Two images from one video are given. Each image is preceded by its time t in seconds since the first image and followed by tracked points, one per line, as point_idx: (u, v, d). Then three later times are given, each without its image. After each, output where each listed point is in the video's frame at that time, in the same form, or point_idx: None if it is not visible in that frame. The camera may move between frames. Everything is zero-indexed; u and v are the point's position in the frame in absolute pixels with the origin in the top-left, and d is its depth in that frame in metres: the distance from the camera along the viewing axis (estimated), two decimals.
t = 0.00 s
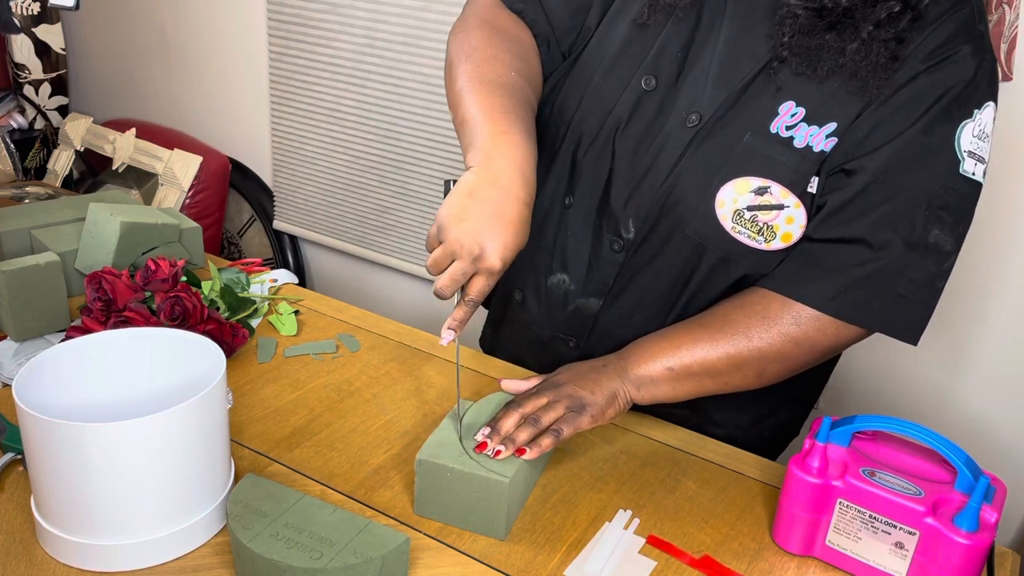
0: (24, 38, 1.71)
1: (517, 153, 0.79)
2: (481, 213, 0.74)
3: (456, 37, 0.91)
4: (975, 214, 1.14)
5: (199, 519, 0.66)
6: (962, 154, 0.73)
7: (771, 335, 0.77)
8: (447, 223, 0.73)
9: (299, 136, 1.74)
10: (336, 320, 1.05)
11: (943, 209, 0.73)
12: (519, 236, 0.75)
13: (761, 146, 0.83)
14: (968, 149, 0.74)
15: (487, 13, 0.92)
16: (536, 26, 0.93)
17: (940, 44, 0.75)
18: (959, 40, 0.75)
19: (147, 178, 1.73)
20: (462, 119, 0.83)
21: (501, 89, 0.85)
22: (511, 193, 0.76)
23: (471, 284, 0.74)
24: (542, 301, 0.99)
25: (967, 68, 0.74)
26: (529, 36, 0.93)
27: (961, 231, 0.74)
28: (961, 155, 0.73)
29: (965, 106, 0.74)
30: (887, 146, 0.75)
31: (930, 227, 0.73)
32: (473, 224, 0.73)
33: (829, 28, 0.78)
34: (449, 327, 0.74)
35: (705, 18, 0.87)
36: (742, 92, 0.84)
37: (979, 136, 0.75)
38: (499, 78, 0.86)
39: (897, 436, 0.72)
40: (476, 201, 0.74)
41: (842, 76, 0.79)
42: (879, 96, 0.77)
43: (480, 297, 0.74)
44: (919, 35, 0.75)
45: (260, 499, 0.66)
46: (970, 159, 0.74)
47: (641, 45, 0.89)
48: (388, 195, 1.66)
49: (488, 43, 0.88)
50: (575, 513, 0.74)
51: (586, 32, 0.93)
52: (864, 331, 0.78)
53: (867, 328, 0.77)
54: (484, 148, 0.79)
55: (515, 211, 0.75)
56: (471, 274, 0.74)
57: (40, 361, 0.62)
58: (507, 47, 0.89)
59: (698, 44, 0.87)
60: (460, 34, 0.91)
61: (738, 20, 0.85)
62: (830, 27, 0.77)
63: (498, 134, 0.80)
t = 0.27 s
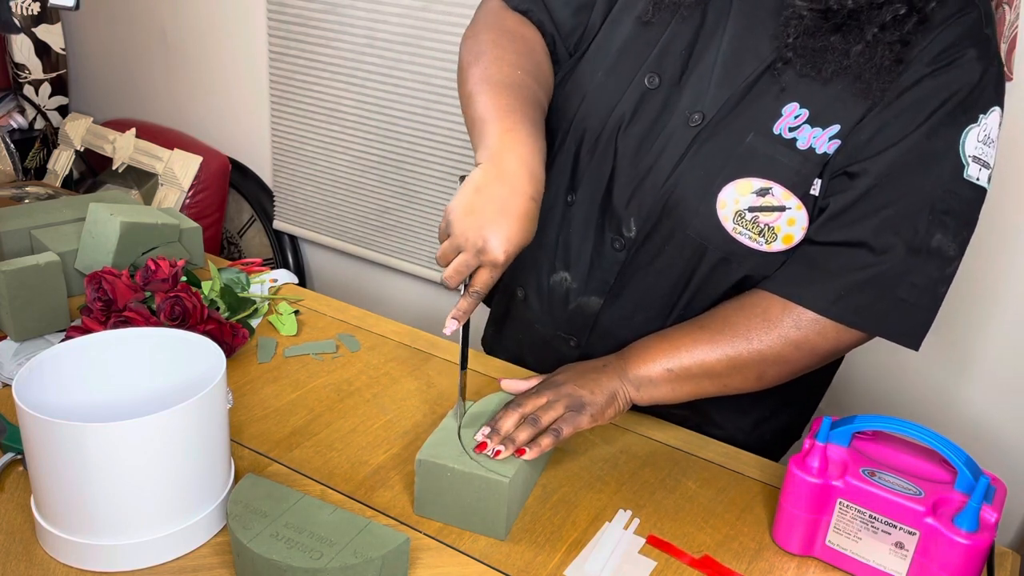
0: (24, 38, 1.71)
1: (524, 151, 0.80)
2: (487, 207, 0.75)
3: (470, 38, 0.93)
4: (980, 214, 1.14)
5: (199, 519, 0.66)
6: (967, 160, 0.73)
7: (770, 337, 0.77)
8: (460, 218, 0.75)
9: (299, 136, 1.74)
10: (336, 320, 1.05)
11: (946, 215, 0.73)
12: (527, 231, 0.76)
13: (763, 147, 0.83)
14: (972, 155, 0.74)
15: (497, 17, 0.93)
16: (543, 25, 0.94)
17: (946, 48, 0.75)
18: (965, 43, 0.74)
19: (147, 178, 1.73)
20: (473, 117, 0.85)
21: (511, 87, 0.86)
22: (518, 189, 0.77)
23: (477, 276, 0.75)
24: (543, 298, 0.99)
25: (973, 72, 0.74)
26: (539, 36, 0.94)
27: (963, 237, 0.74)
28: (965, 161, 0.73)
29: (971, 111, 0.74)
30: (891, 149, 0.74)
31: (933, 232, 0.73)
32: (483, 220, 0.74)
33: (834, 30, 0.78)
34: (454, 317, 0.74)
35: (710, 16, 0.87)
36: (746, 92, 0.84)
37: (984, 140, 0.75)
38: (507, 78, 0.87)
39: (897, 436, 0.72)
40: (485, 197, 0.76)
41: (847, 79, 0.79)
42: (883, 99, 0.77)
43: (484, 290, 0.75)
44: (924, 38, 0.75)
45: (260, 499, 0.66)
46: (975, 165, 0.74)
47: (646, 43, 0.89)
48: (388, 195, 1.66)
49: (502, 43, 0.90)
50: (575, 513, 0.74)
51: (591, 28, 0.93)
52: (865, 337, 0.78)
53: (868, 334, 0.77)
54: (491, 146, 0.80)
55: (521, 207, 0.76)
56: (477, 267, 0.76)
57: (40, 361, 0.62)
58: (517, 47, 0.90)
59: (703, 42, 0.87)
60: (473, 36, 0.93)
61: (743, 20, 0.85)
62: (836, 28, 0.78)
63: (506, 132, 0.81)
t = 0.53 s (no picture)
0: (24, 38, 1.71)
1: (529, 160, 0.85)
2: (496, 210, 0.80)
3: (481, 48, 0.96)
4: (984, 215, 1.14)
5: (199, 519, 0.66)
6: (967, 158, 0.72)
7: (769, 337, 0.77)
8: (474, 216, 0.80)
9: (299, 136, 1.74)
10: (336, 320, 1.05)
11: (945, 213, 0.73)
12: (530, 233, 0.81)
13: (761, 145, 0.83)
14: (972, 152, 0.73)
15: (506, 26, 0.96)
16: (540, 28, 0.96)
17: (946, 44, 0.74)
18: (964, 40, 0.74)
19: (147, 178, 1.73)
20: (483, 124, 0.89)
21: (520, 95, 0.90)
22: (524, 196, 0.82)
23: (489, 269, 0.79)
24: (543, 296, 1.00)
25: (973, 68, 0.73)
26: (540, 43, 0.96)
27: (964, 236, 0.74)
28: (965, 159, 0.72)
29: (971, 108, 0.73)
30: (889, 147, 0.74)
31: (933, 231, 0.73)
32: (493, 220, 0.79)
33: (830, 28, 0.78)
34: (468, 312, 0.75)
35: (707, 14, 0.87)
36: (743, 91, 0.84)
37: (985, 137, 0.74)
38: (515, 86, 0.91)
39: (897, 436, 0.72)
40: (496, 200, 0.80)
41: (843, 77, 0.79)
42: (881, 96, 0.77)
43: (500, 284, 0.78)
44: (922, 35, 0.75)
45: (260, 499, 0.66)
46: (975, 162, 0.73)
47: (642, 41, 0.90)
48: (388, 195, 1.66)
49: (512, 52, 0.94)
50: (575, 513, 0.74)
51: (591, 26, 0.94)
52: (865, 335, 0.78)
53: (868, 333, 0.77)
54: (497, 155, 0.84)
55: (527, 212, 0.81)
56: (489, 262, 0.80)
57: (40, 361, 0.62)
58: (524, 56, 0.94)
59: (699, 39, 0.87)
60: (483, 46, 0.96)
61: (741, 18, 0.85)
62: (833, 26, 0.78)
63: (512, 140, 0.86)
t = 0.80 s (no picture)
0: (24, 38, 1.71)
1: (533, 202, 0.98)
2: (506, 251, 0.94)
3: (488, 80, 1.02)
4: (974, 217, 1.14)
5: (199, 519, 0.66)
6: (950, 141, 0.71)
7: (767, 333, 0.76)
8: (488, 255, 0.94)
9: (299, 136, 1.74)
10: (336, 320, 1.05)
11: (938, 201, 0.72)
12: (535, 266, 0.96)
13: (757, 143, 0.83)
14: (956, 135, 0.72)
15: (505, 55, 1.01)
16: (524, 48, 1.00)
17: (919, 26, 0.74)
18: (937, 22, 0.74)
19: (147, 178, 1.73)
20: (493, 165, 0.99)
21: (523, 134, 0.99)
22: (531, 239, 0.96)
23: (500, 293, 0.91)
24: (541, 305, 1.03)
25: (947, 49, 0.73)
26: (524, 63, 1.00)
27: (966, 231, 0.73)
28: (949, 142, 0.71)
29: (951, 90, 0.72)
30: (869, 136, 0.74)
31: (922, 218, 0.72)
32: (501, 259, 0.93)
33: (795, 22, 0.80)
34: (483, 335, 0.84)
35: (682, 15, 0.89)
36: (716, 90, 0.85)
37: (970, 119, 0.73)
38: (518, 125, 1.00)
39: (897, 436, 0.72)
40: (507, 242, 0.95)
41: (815, 70, 0.79)
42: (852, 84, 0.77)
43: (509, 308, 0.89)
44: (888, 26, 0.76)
45: (260, 499, 0.66)
46: (961, 144, 0.72)
47: (615, 48, 0.92)
48: (388, 195, 1.66)
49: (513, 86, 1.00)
50: (575, 513, 0.74)
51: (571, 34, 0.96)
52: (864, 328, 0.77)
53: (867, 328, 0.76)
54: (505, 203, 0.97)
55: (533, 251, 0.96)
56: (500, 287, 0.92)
57: (40, 361, 0.62)
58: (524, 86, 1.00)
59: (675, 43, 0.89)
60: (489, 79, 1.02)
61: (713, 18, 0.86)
62: (797, 20, 0.80)
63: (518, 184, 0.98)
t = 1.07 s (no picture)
0: (24, 38, 1.71)
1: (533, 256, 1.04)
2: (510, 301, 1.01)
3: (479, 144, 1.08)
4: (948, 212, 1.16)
5: (199, 519, 0.66)
6: (895, 108, 0.70)
7: (759, 325, 0.76)
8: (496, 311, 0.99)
9: (299, 136, 1.74)
10: (336, 320, 1.05)
11: (902, 168, 0.70)
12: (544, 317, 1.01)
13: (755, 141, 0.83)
14: (902, 100, 0.71)
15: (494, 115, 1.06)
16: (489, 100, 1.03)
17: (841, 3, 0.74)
18: None
19: (147, 178, 1.73)
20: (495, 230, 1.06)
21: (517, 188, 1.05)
22: (534, 296, 1.02)
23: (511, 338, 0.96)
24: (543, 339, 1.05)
25: (901, 28, 0.72)
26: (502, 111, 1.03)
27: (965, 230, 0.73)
28: (895, 110, 0.70)
29: (885, 58, 0.72)
30: (809, 124, 0.74)
31: (887, 188, 0.70)
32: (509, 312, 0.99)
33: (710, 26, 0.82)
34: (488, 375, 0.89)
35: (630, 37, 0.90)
36: (655, 107, 0.86)
37: (915, 81, 0.71)
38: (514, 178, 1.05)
39: (896, 436, 0.72)
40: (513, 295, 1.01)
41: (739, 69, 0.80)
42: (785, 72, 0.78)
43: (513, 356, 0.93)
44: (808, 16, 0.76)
45: (260, 499, 0.66)
46: (910, 108, 0.71)
47: (567, 77, 0.93)
48: (388, 195, 1.66)
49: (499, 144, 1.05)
50: (575, 513, 0.74)
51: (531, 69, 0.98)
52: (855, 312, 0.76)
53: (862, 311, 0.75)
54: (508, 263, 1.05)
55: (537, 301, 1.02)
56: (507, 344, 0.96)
57: (40, 361, 0.62)
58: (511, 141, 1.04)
59: (621, 68, 0.89)
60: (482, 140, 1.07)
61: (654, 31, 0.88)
62: (710, 23, 0.82)
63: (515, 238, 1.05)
